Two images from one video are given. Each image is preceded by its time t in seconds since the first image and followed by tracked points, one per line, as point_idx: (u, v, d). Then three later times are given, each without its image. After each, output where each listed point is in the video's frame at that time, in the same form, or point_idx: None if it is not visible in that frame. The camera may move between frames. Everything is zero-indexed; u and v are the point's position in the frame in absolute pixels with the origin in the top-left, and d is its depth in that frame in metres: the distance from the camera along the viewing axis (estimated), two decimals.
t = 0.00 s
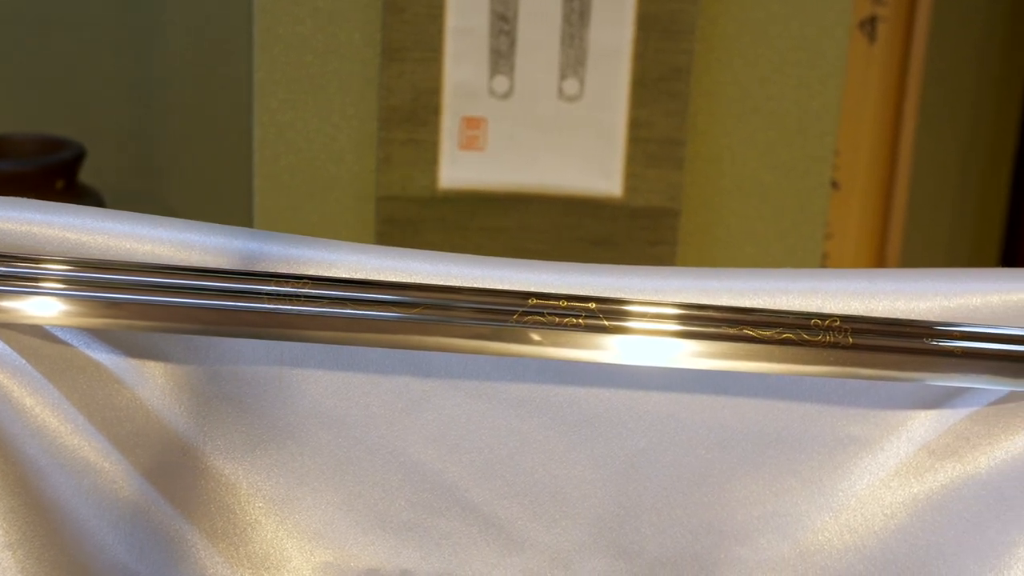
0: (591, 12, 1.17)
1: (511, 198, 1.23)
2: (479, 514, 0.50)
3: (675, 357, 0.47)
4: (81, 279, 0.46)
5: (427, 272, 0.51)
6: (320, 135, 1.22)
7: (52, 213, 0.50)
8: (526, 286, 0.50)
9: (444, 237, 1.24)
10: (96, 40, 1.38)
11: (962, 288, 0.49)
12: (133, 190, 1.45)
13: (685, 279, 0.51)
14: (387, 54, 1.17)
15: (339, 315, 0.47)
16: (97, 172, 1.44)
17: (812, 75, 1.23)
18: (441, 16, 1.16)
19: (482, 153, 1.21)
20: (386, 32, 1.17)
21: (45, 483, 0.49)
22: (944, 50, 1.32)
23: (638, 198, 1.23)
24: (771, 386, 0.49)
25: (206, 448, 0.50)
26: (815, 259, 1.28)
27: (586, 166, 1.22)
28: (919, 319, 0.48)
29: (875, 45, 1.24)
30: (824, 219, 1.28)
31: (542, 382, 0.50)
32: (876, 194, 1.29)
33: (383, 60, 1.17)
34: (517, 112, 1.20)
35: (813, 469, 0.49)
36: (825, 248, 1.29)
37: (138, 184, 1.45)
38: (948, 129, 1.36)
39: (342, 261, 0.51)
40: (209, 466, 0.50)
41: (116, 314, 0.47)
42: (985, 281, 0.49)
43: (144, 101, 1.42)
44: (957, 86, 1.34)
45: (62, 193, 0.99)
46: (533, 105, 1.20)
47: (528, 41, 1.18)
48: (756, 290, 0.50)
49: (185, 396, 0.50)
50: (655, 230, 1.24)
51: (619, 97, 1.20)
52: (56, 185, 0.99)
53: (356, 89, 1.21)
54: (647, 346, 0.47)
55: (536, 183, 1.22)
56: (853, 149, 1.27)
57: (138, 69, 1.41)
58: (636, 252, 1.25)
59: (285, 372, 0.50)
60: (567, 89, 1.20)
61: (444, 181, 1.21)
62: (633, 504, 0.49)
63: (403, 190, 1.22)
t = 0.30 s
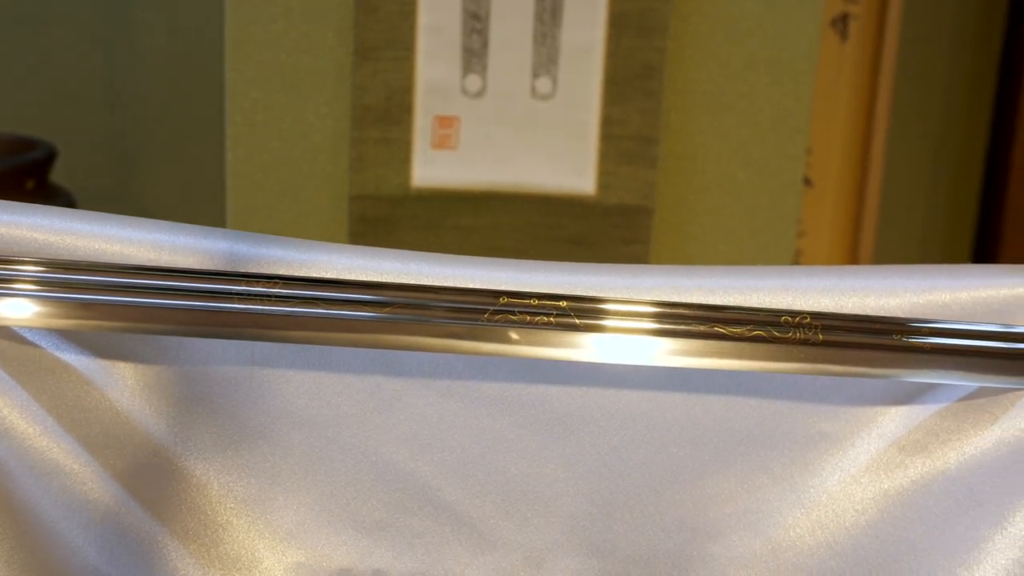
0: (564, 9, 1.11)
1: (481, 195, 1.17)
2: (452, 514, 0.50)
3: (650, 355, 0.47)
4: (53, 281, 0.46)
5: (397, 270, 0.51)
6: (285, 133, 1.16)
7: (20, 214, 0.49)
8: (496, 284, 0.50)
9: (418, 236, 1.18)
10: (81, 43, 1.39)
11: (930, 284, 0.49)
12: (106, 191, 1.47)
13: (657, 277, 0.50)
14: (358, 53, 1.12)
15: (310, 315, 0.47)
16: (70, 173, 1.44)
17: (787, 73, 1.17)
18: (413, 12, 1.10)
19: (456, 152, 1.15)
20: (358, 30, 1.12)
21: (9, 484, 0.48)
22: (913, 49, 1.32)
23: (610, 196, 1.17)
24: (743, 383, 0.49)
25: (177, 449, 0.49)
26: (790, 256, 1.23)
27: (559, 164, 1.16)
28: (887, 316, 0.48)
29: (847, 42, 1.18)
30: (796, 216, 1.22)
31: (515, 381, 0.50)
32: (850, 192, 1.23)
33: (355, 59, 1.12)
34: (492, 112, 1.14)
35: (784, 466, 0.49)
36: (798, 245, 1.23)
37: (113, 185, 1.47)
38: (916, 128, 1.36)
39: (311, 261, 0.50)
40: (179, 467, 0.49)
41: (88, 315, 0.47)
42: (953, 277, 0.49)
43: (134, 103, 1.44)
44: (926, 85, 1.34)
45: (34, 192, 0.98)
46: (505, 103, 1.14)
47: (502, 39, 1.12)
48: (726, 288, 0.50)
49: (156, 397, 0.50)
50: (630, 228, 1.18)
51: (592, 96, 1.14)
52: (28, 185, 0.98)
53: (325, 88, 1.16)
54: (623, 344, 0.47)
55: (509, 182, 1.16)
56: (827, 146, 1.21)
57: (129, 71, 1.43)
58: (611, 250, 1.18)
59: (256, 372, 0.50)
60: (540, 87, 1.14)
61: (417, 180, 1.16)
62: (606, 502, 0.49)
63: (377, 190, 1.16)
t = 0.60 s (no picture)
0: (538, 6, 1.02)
1: (458, 195, 1.07)
2: (425, 513, 0.50)
3: (627, 353, 0.47)
4: (23, 282, 0.46)
5: (368, 270, 0.50)
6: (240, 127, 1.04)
7: None
8: (468, 284, 0.50)
9: (391, 236, 1.07)
10: (77, 40, 1.37)
11: (901, 281, 0.49)
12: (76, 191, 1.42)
13: (629, 275, 0.50)
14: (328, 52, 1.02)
15: (281, 315, 0.47)
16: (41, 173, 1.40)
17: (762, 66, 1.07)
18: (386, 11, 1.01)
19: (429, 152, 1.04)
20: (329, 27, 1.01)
21: None
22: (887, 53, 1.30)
23: (584, 196, 1.07)
24: (716, 380, 0.49)
25: (148, 451, 0.49)
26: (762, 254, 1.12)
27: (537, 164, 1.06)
28: (859, 312, 0.49)
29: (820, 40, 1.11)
30: (771, 215, 1.12)
31: (487, 380, 0.49)
32: (823, 190, 1.16)
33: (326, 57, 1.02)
34: (459, 113, 1.04)
35: (757, 463, 0.49)
36: (772, 242, 1.15)
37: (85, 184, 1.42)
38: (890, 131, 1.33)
39: (282, 261, 0.50)
40: (151, 469, 0.49)
41: (58, 317, 0.46)
42: (922, 273, 0.49)
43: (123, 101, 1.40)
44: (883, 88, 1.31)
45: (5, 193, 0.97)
46: (477, 103, 1.04)
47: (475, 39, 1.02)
48: (698, 286, 0.50)
49: (126, 399, 0.49)
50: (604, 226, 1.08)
51: (565, 94, 1.04)
52: None
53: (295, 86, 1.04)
54: (600, 342, 0.47)
55: (485, 180, 1.06)
56: (800, 145, 1.14)
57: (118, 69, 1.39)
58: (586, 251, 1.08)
59: (227, 373, 0.49)
60: (512, 86, 1.04)
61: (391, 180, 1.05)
62: (579, 501, 0.49)
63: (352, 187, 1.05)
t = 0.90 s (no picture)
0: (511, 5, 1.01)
1: (434, 193, 1.04)
2: (398, 513, 0.50)
3: (604, 352, 0.47)
4: None
5: (341, 270, 0.50)
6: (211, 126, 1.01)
7: None
8: (441, 283, 0.50)
9: (366, 236, 1.04)
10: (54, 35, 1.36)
11: (873, 278, 0.49)
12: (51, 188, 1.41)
13: (603, 273, 0.50)
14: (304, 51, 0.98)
15: (251, 315, 0.47)
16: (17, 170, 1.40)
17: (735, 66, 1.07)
18: (359, 10, 0.98)
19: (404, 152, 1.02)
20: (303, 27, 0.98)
21: None
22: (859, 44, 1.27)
23: (559, 194, 1.06)
24: (689, 379, 0.49)
25: (119, 452, 0.49)
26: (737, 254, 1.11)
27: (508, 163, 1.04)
28: (831, 310, 0.49)
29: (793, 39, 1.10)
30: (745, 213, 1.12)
31: (461, 380, 0.49)
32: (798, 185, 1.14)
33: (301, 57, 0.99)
34: (438, 111, 1.02)
35: (730, 461, 0.49)
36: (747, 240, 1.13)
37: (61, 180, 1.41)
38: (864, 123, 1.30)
39: (254, 262, 0.50)
40: (123, 470, 0.49)
41: (28, 318, 0.46)
42: (894, 271, 0.50)
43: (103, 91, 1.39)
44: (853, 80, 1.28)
45: None
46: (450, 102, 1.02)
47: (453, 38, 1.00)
48: (671, 284, 0.50)
49: (97, 400, 0.49)
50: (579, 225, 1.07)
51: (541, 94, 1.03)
52: None
53: (264, 84, 1.00)
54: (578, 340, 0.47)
55: (461, 179, 1.04)
56: (774, 142, 1.12)
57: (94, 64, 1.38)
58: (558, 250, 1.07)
59: (199, 373, 0.49)
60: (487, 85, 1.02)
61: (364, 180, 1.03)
62: (553, 499, 0.49)
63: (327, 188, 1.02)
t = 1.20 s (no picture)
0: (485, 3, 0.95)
1: (409, 193, 0.99)
2: (372, 514, 0.49)
3: (582, 351, 0.47)
4: None
5: (313, 270, 0.50)
6: (185, 126, 0.96)
7: None
8: (413, 283, 0.49)
9: (340, 236, 0.98)
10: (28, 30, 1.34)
11: (844, 276, 0.49)
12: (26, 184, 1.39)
13: (575, 273, 0.50)
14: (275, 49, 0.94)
15: (223, 316, 0.46)
16: None
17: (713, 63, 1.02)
18: (332, 9, 0.93)
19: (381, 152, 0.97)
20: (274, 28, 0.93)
21: None
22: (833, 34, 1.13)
23: (534, 194, 1.01)
24: (661, 377, 0.50)
25: (90, 455, 0.49)
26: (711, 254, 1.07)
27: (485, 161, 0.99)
28: (802, 308, 0.49)
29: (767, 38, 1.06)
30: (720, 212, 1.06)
31: (434, 379, 0.49)
32: (774, 184, 1.10)
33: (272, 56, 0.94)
34: (412, 112, 0.97)
35: (703, 459, 0.50)
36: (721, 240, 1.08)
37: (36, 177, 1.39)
38: (837, 119, 1.16)
39: (225, 262, 0.50)
40: (93, 474, 0.49)
41: None
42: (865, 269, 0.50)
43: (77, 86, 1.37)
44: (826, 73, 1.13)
45: None
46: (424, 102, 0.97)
47: (426, 38, 0.95)
48: (643, 283, 0.50)
49: (69, 403, 0.49)
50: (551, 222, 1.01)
51: (514, 94, 0.98)
52: None
53: (237, 84, 0.96)
54: (555, 339, 0.47)
55: (440, 178, 0.99)
56: (748, 142, 1.09)
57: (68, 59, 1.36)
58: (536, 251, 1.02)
59: (171, 374, 0.49)
60: (461, 85, 0.97)
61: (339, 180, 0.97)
62: (527, 498, 0.49)
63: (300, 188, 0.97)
